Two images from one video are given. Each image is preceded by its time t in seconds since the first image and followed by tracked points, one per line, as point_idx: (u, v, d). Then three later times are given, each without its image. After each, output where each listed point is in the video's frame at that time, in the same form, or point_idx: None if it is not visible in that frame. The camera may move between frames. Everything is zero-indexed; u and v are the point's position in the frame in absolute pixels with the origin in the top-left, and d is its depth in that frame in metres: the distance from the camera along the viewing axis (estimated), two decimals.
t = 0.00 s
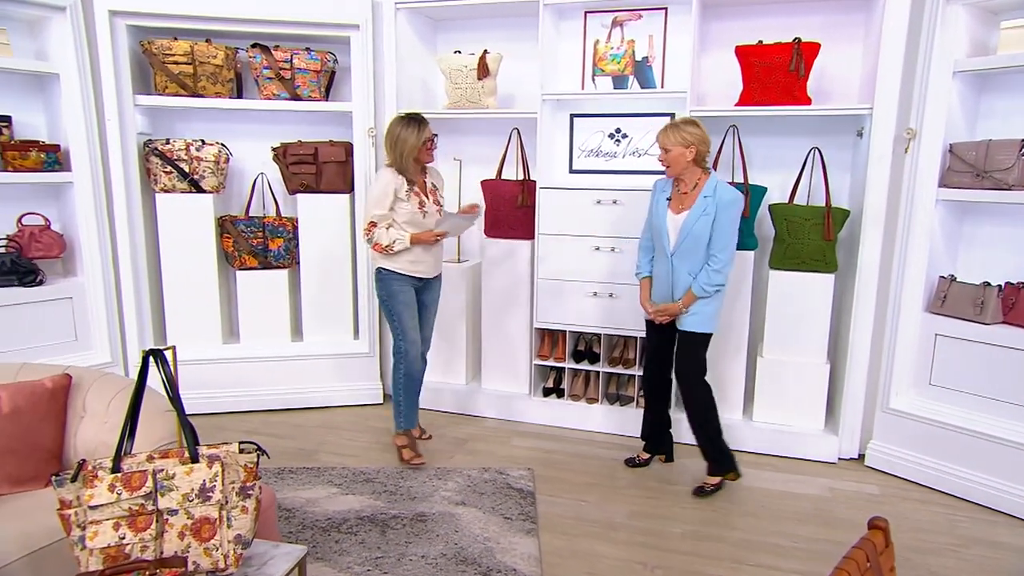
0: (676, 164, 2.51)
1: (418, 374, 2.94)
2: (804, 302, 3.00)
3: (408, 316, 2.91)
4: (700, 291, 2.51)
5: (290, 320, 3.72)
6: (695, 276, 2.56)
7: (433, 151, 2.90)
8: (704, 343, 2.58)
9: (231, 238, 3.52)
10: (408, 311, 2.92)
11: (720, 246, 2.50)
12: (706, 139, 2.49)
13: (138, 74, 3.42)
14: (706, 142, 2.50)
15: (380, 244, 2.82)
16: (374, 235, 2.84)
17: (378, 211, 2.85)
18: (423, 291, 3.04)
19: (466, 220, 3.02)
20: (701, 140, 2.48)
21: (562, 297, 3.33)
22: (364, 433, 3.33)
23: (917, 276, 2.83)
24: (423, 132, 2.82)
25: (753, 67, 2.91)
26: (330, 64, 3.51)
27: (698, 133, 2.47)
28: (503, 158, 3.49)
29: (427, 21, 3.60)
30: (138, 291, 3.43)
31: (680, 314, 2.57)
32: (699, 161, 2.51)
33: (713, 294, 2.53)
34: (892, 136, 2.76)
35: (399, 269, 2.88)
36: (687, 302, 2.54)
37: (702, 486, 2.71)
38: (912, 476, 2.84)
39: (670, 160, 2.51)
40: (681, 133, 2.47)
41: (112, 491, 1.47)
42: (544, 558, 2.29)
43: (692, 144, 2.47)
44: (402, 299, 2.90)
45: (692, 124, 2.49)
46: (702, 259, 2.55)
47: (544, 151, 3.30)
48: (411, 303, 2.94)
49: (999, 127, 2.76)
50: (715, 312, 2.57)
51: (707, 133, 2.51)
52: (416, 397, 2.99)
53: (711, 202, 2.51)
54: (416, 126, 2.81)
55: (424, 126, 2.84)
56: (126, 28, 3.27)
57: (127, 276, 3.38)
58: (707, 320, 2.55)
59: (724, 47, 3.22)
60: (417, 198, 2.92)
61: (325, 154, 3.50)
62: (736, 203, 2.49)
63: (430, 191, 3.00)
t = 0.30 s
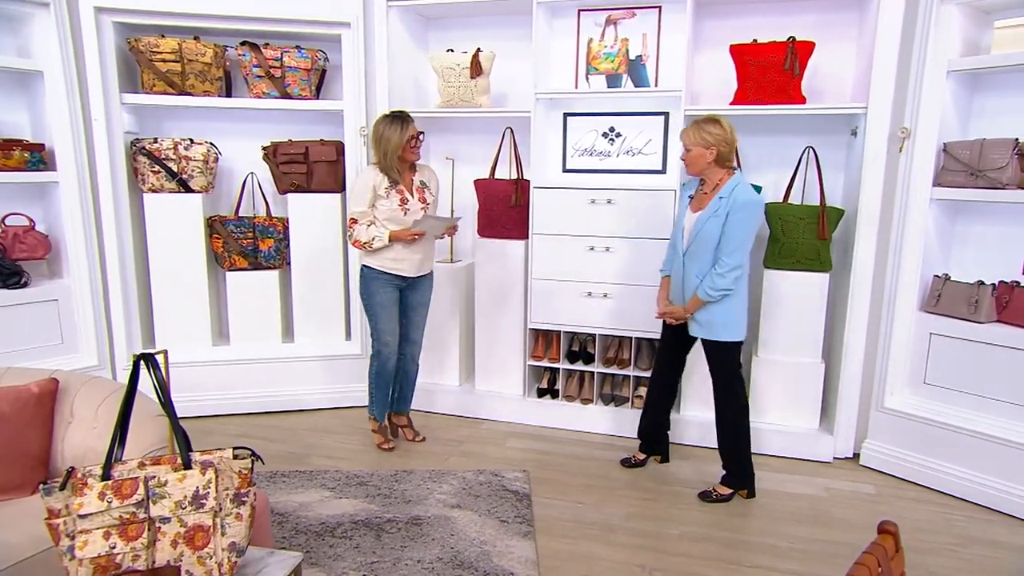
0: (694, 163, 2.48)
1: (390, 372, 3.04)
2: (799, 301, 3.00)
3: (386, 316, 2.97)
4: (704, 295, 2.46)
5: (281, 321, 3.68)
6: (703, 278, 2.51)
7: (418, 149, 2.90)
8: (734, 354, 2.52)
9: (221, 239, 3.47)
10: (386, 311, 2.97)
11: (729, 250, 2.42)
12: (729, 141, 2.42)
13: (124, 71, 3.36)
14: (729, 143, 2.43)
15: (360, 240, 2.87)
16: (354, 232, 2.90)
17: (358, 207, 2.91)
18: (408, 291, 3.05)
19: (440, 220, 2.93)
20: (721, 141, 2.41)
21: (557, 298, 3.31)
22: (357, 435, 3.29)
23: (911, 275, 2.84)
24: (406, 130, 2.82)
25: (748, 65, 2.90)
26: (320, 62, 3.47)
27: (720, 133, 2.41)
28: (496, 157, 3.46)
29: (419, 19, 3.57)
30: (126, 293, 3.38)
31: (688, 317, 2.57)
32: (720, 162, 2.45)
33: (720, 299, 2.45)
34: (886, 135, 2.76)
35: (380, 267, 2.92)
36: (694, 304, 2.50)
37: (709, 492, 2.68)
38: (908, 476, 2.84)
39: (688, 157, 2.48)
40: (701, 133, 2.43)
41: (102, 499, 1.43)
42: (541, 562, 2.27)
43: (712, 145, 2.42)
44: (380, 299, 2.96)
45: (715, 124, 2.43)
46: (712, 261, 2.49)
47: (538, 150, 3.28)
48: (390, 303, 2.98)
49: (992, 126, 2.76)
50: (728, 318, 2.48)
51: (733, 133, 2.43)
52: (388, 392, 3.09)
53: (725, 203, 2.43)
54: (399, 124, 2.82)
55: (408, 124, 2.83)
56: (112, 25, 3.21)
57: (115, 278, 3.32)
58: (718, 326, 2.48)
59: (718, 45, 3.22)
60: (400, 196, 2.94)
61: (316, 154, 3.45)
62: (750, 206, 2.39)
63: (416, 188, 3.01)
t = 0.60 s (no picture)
0: (710, 163, 2.45)
1: (380, 371, 3.02)
2: (796, 301, 2.99)
3: (371, 318, 2.94)
4: (718, 299, 2.44)
5: (273, 323, 3.64)
6: (717, 281, 2.49)
7: (410, 148, 2.87)
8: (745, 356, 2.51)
9: (212, 239, 3.43)
10: (371, 313, 2.94)
11: (740, 253, 2.39)
12: (746, 142, 2.40)
13: (113, 69, 3.31)
14: (746, 144, 2.39)
15: (349, 238, 2.84)
16: (344, 230, 2.86)
17: (347, 205, 2.88)
18: (398, 292, 3.02)
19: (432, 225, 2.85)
20: (738, 142, 2.38)
21: (553, 298, 3.29)
22: (351, 437, 3.26)
23: (908, 275, 2.83)
24: (398, 127, 2.79)
25: (745, 64, 2.88)
26: (313, 61, 3.44)
27: (737, 134, 2.38)
28: (491, 156, 3.44)
29: (412, 17, 3.54)
30: (115, 295, 3.33)
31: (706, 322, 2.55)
32: (736, 163, 2.43)
33: (735, 302, 2.42)
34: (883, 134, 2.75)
35: (369, 267, 2.89)
36: (709, 309, 2.49)
37: (708, 492, 2.67)
38: (906, 476, 2.83)
39: (704, 158, 2.45)
40: (717, 133, 2.40)
41: (93, 508, 1.40)
42: (540, 565, 2.24)
43: (729, 145, 2.39)
44: (366, 300, 2.93)
45: (732, 124, 2.40)
46: (726, 264, 2.47)
47: (533, 149, 3.26)
48: (380, 304, 2.96)
49: (988, 126, 2.76)
50: (745, 322, 2.45)
51: (750, 134, 2.41)
52: (381, 391, 3.06)
53: (737, 203, 2.41)
54: (392, 121, 2.78)
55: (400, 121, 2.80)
56: (100, 23, 3.16)
57: (104, 279, 3.27)
58: (735, 329, 2.46)
59: (714, 44, 3.20)
60: (390, 194, 2.90)
61: (309, 153, 3.42)
62: (761, 206, 2.35)
63: (406, 187, 2.96)
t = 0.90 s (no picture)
0: (726, 158, 2.40)
1: (384, 374, 2.99)
2: (803, 302, 2.96)
3: (374, 319, 2.91)
4: (718, 295, 2.41)
5: (275, 324, 3.61)
6: (720, 276, 2.45)
7: (407, 153, 2.82)
8: (747, 359, 2.48)
9: (214, 240, 3.40)
10: (375, 315, 2.91)
11: (745, 249, 2.35)
12: (765, 138, 2.35)
13: (114, 69, 3.28)
14: (764, 140, 2.35)
15: (349, 240, 2.81)
16: (344, 232, 2.84)
17: (348, 206, 2.87)
18: (403, 294, 2.99)
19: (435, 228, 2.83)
20: (757, 137, 2.34)
21: (558, 299, 3.26)
22: (354, 440, 3.23)
23: (917, 276, 2.80)
24: (396, 135, 2.75)
25: (752, 64, 2.86)
26: (315, 60, 3.41)
27: (756, 130, 2.34)
28: (495, 157, 3.41)
29: (415, 16, 3.51)
30: (116, 296, 3.30)
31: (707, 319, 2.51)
32: (753, 159, 2.38)
33: (735, 300, 2.39)
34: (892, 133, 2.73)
35: (370, 269, 2.87)
36: (710, 305, 2.46)
37: (715, 496, 2.64)
38: (914, 479, 2.81)
39: (721, 152, 2.40)
40: (736, 128, 2.35)
41: (95, 514, 1.37)
42: (547, 570, 2.22)
43: (747, 141, 2.35)
44: (370, 302, 2.90)
45: (753, 119, 2.35)
46: (731, 260, 2.43)
47: (538, 149, 3.23)
48: (384, 305, 2.92)
49: (998, 125, 2.74)
50: (744, 322, 2.41)
51: (770, 130, 2.36)
52: (385, 392, 3.03)
53: (749, 199, 2.36)
54: (389, 127, 2.74)
55: (398, 127, 2.76)
56: (101, 21, 3.13)
57: (105, 280, 3.24)
58: (734, 329, 2.42)
59: (720, 44, 3.18)
60: (390, 194, 2.87)
61: (311, 153, 3.39)
62: (772, 203, 2.31)
63: (406, 188, 2.93)
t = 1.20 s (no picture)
0: (744, 156, 2.36)
1: (391, 374, 2.96)
2: (817, 304, 2.92)
3: (380, 320, 2.90)
4: (730, 295, 2.37)
5: (283, 325, 3.59)
6: (732, 277, 2.41)
7: (406, 140, 2.78)
8: (759, 362, 2.44)
9: (222, 240, 3.38)
10: (381, 316, 2.89)
11: (758, 249, 2.31)
12: (783, 138, 2.31)
13: (123, 68, 3.27)
14: (782, 140, 2.31)
15: (348, 238, 2.79)
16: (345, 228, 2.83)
17: (352, 204, 2.85)
18: (409, 295, 2.97)
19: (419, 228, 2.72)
20: (775, 137, 2.30)
21: (569, 300, 3.23)
22: (362, 442, 3.21)
23: (934, 278, 2.76)
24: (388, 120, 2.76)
25: (766, 62, 2.82)
26: (324, 59, 3.38)
27: (774, 129, 2.30)
28: (505, 156, 3.38)
29: (425, 15, 3.49)
30: (124, 296, 3.28)
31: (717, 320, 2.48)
32: (770, 159, 2.34)
33: (747, 301, 2.36)
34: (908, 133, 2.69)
35: (375, 270, 2.85)
36: (721, 306, 2.42)
37: (729, 500, 2.60)
38: (930, 484, 2.76)
39: (738, 152, 2.37)
40: (753, 127, 2.32)
41: (104, 520, 1.34)
42: None
43: (764, 140, 2.31)
44: (376, 303, 2.88)
45: (771, 119, 2.31)
46: (743, 260, 2.39)
47: (548, 149, 3.20)
48: (390, 306, 2.90)
49: (1018, 124, 2.69)
50: (755, 325, 2.37)
51: (789, 131, 2.32)
52: (392, 393, 3.00)
53: (764, 199, 2.32)
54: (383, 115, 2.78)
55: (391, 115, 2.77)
56: (110, 21, 3.12)
57: (113, 280, 3.22)
58: (744, 331, 2.38)
59: (733, 42, 3.14)
60: (395, 193, 2.85)
61: (320, 153, 3.36)
62: (787, 203, 2.27)
63: (415, 188, 2.88)
